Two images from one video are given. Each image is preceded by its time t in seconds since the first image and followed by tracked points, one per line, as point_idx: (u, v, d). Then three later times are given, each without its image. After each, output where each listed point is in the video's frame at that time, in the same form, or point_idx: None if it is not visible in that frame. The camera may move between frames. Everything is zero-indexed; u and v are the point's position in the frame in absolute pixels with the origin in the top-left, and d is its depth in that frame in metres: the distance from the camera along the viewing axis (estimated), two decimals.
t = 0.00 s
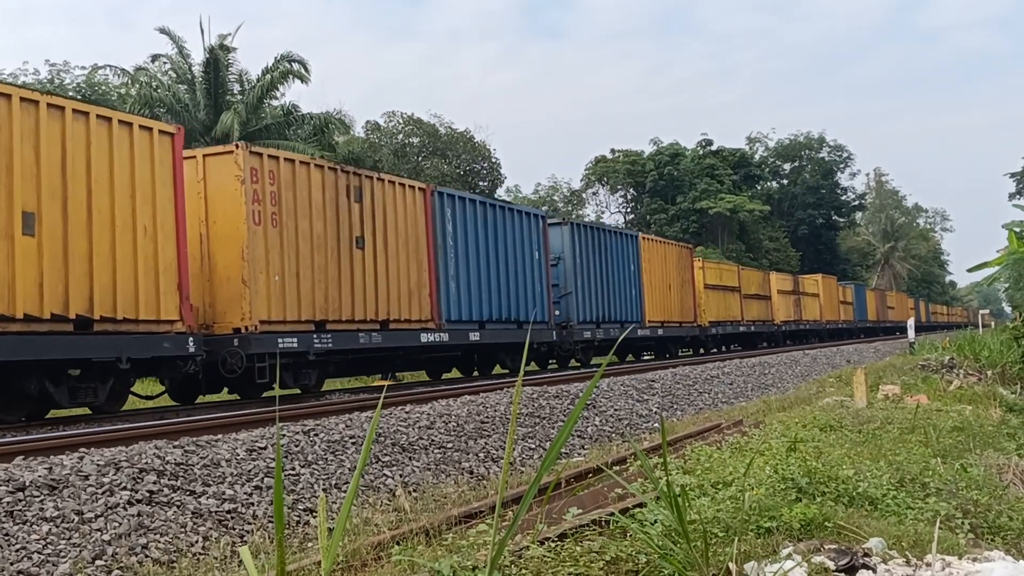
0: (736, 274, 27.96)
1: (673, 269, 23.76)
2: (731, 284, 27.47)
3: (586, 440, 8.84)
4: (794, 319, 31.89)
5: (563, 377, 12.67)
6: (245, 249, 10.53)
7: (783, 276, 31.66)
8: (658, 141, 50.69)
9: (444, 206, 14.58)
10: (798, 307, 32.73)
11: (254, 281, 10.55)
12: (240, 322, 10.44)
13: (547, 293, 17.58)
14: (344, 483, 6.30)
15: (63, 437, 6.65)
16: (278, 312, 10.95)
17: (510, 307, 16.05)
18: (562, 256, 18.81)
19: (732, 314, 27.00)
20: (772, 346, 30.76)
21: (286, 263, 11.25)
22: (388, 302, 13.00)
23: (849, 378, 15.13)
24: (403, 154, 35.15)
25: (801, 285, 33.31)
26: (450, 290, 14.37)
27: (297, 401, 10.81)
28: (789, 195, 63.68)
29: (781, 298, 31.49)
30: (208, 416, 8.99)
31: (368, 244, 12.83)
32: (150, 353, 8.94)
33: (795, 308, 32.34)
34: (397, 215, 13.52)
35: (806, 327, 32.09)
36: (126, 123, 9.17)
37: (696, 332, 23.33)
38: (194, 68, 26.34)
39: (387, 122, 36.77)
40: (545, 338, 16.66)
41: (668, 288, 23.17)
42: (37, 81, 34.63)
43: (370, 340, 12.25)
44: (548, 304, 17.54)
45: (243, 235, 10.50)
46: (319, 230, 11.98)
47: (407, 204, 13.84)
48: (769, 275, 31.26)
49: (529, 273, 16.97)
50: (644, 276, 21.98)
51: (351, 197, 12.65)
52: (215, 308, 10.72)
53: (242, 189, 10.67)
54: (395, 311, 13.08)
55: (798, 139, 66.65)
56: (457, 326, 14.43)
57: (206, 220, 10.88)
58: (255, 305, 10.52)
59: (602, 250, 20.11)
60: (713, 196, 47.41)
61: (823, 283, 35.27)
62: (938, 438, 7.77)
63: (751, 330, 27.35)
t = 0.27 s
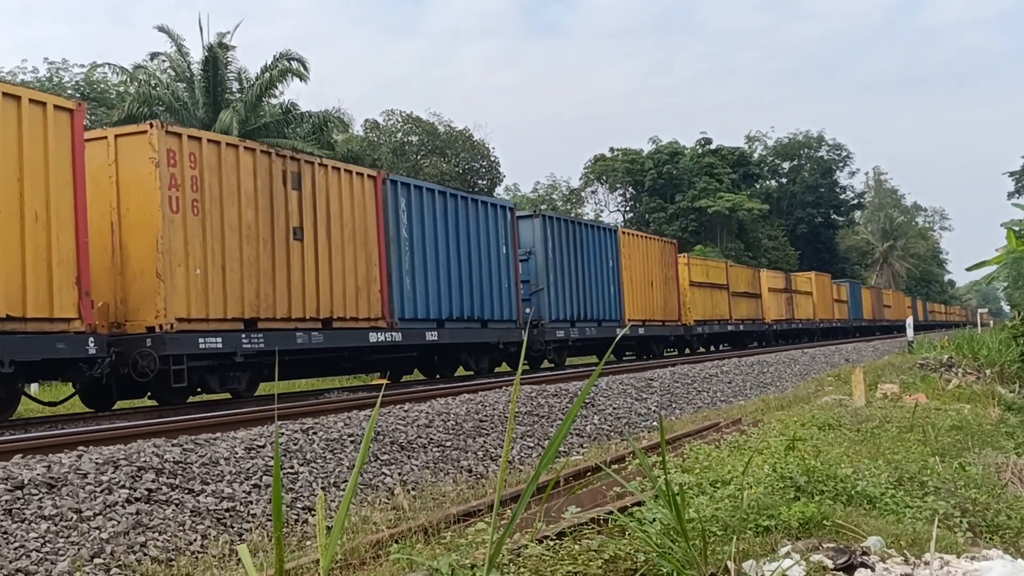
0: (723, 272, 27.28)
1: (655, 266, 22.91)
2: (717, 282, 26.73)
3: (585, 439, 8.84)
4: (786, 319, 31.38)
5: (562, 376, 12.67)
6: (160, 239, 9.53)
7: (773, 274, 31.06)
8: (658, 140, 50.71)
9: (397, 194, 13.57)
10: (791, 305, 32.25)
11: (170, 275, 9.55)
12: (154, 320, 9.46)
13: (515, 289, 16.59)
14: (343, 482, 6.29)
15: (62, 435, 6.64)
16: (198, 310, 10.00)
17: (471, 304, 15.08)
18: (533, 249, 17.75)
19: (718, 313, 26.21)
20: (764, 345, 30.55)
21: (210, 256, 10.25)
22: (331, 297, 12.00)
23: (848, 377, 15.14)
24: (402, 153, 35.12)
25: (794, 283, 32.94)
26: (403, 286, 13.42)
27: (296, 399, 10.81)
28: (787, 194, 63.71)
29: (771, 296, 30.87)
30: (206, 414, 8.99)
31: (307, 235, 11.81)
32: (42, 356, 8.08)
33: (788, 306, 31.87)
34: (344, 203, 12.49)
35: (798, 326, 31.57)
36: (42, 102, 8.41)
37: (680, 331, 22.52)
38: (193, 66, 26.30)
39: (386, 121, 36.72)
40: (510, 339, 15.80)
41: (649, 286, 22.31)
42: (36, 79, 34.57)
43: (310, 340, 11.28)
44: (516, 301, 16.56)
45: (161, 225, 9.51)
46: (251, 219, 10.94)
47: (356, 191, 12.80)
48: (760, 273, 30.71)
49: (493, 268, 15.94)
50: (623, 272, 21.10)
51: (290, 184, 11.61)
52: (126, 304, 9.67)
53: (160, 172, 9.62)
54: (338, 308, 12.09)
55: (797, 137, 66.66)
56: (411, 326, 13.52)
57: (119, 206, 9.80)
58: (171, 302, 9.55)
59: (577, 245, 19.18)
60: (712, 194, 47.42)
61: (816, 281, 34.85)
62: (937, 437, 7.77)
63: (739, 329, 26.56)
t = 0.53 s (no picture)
0: (714, 272, 26.36)
1: (640, 265, 21.79)
2: (706, 282, 25.72)
3: (584, 440, 8.85)
4: (780, 321, 30.61)
5: (562, 378, 12.67)
6: (63, 233, 8.41)
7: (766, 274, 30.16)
8: (658, 143, 50.75)
9: (347, 184, 12.28)
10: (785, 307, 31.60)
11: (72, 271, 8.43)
12: (56, 320, 8.36)
13: (482, 288, 15.37)
14: (342, 483, 6.29)
15: (62, 435, 6.64)
16: (108, 309, 8.85)
17: (431, 305, 13.85)
18: (504, 247, 16.63)
19: (707, 314, 25.16)
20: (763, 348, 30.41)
21: (123, 250, 9.08)
22: (268, 296, 10.80)
23: (847, 380, 15.14)
24: (402, 154, 35.13)
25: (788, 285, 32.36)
26: (354, 284, 12.17)
27: (295, 399, 10.82)
28: (787, 197, 63.76)
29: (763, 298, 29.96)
30: (206, 415, 9.00)
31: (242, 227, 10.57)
32: None
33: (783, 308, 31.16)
34: (286, 194, 11.22)
35: (791, 329, 30.84)
36: None
37: (666, 334, 21.45)
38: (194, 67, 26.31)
39: (386, 122, 36.72)
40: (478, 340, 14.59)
41: (634, 285, 21.20)
42: (36, 79, 34.56)
43: (243, 342, 10.09)
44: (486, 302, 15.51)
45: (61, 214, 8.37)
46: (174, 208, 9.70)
47: (301, 180, 11.53)
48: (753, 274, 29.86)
49: (460, 266, 14.80)
50: (605, 271, 19.99)
51: (222, 171, 10.33)
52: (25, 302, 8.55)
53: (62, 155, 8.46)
54: (277, 308, 10.89)
55: (797, 140, 66.70)
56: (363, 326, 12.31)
57: (19, 192, 8.64)
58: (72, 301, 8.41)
59: (553, 242, 18.08)
60: (712, 196, 47.45)
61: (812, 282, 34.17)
62: (936, 440, 7.78)
63: (728, 331, 25.54)
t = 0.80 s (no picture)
0: (702, 271, 25.57)
1: (622, 263, 20.78)
2: (692, 281, 24.80)
3: (583, 441, 8.85)
4: (771, 322, 29.91)
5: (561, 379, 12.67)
6: None
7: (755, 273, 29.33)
8: (657, 143, 50.81)
9: (292, 174, 11.14)
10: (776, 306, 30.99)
11: None
12: None
13: (443, 288, 14.25)
14: (341, 484, 6.29)
15: (60, 435, 6.63)
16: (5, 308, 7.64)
17: (386, 305, 12.71)
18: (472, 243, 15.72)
19: (693, 315, 24.18)
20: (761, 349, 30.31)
21: (24, 241, 7.87)
22: (196, 296, 9.61)
23: (846, 381, 15.15)
24: (401, 154, 35.12)
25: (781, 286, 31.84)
26: (301, 281, 11.02)
27: (294, 400, 10.82)
28: (786, 198, 63.83)
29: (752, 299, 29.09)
30: (205, 415, 9.00)
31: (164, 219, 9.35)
32: None
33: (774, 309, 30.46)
34: (220, 184, 10.06)
35: (783, 330, 30.17)
36: None
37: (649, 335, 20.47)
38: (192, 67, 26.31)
39: (385, 123, 36.72)
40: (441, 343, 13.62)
41: (614, 284, 20.20)
42: (35, 79, 34.53)
43: (166, 345, 9.00)
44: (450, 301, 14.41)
45: None
46: (81, 196, 8.46)
47: (238, 169, 10.38)
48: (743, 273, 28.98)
49: (421, 263, 13.69)
50: (583, 269, 19.00)
51: (143, 156, 9.16)
52: None
53: None
54: (206, 307, 9.69)
55: (795, 141, 66.75)
56: (311, 327, 11.16)
57: None
58: None
59: (525, 241, 17.11)
60: (710, 197, 47.48)
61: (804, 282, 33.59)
62: (935, 441, 7.79)
63: (715, 333, 24.57)
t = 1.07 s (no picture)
0: (689, 270, 24.83)
1: (601, 259, 19.93)
2: (678, 280, 24.05)
3: (585, 441, 8.85)
4: (764, 322, 29.22)
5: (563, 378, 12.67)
6: None
7: (743, 271, 28.61)
8: (658, 143, 50.83)
9: (221, 159, 10.10)
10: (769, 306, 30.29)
11: None
12: None
13: (399, 284, 13.26)
14: (342, 484, 6.30)
15: (61, 436, 6.63)
16: None
17: (332, 303, 11.75)
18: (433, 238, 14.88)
19: (679, 314, 23.38)
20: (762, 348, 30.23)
21: None
22: (103, 294, 8.56)
23: (848, 380, 15.14)
24: (402, 155, 35.12)
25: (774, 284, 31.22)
26: (231, 278, 10.02)
27: (296, 400, 10.84)
28: (787, 197, 63.83)
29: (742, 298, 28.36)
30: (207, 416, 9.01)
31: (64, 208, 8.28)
32: None
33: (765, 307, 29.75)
34: (133, 168, 9.01)
35: (776, 329, 29.54)
36: None
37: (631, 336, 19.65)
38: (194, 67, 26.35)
39: (386, 123, 36.73)
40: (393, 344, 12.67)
41: (594, 282, 19.36)
42: (36, 80, 34.57)
43: (65, 349, 7.98)
44: (408, 299, 13.47)
45: None
46: None
47: (156, 154, 9.31)
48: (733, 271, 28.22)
49: (372, 258, 12.72)
50: (558, 266, 18.17)
51: (40, 137, 8.09)
52: None
53: None
54: (115, 307, 8.66)
55: (796, 141, 66.72)
56: (244, 328, 10.20)
57: None
58: None
59: (493, 236, 16.26)
60: (712, 197, 47.48)
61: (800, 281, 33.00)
62: (937, 440, 7.78)
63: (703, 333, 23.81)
